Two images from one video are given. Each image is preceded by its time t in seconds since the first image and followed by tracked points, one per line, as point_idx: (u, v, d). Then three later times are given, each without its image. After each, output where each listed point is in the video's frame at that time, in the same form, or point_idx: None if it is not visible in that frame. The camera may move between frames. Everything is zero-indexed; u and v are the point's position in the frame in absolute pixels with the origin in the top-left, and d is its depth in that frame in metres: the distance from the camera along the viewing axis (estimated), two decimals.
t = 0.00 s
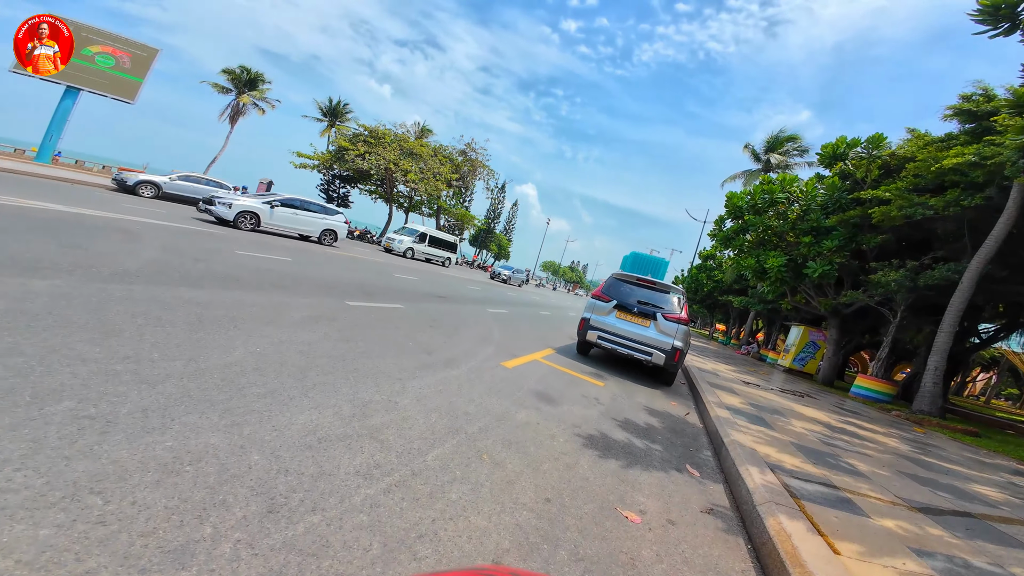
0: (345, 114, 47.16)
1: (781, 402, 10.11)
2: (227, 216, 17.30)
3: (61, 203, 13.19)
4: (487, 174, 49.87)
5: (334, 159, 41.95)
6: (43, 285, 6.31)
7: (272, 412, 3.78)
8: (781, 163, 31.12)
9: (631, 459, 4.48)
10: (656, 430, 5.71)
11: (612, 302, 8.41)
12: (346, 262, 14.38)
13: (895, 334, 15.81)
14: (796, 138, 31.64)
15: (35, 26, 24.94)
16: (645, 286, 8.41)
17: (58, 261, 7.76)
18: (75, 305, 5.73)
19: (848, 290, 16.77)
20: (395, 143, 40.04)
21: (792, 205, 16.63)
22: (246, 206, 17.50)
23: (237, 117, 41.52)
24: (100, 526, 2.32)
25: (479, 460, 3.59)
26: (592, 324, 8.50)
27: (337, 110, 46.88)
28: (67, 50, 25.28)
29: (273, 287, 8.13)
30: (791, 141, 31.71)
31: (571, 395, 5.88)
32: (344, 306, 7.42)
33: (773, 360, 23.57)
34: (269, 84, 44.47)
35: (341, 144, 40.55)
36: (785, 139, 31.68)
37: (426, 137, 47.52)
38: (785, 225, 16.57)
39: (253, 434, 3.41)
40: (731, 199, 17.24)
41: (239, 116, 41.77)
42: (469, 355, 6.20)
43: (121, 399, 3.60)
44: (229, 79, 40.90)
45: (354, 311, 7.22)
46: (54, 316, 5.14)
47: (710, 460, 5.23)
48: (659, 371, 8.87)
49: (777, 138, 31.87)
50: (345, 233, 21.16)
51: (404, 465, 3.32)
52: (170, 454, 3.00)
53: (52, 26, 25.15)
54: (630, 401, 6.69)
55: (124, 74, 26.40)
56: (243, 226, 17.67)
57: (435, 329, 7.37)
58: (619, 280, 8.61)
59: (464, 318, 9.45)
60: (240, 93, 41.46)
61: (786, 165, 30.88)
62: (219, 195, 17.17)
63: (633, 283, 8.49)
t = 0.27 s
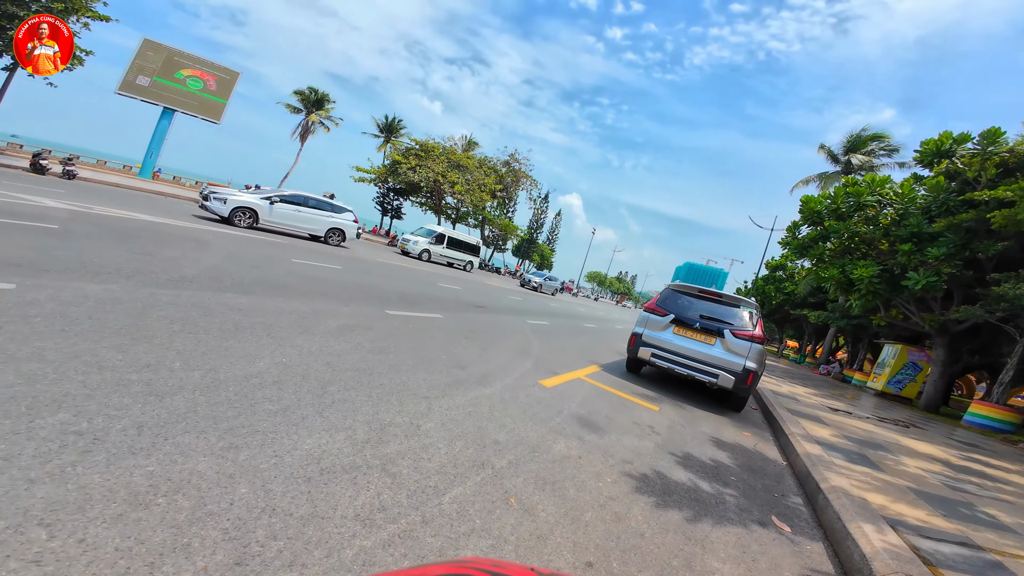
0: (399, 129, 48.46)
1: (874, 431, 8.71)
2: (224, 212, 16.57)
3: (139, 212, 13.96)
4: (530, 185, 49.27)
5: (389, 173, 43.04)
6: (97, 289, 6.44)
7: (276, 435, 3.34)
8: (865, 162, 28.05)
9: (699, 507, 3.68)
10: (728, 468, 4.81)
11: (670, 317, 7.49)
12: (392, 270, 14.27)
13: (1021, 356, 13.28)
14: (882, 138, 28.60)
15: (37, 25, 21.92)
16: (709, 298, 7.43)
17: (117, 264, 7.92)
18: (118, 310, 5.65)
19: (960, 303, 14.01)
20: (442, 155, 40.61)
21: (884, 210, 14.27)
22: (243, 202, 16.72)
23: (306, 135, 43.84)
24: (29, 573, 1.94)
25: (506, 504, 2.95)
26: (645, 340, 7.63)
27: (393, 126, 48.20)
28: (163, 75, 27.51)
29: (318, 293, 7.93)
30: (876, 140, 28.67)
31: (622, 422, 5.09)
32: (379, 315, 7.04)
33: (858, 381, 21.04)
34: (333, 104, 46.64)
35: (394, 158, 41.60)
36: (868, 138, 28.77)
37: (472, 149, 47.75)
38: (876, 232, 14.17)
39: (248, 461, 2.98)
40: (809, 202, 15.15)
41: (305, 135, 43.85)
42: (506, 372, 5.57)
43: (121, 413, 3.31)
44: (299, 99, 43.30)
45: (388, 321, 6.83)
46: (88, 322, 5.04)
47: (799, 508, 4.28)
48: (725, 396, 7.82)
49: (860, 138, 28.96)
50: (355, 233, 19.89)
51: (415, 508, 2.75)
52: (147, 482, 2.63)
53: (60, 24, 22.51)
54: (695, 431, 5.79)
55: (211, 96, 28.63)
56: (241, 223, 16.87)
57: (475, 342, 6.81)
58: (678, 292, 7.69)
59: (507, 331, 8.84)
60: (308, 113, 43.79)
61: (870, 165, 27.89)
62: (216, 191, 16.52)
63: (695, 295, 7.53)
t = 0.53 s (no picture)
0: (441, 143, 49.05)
1: (982, 461, 7.39)
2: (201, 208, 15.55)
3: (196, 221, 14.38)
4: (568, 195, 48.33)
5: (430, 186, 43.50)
6: (133, 297, 6.25)
7: (268, 462, 2.89)
8: (954, 161, 25.20)
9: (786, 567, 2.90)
10: (814, 513, 3.95)
11: (733, 332, 6.58)
12: (428, 280, 14.02)
13: None
14: (973, 134, 25.77)
15: (37, 26, 21.63)
16: (780, 311, 6.47)
17: (165, 267, 7.86)
18: (146, 318, 5.41)
19: None
20: (480, 167, 40.68)
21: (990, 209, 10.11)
22: (222, 197, 15.60)
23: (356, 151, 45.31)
24: None
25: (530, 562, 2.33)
26: (701, 358, 6.75)
27: (434, 141, 48.83)
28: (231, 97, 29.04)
29: (351, 302, 7.62)
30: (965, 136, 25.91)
31: (676, 453, 4.34)
32: (406, 327, 6.61)
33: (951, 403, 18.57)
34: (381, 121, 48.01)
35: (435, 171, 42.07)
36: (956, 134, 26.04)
37: (508, 160, 47.48)
38: (980, 237, 9.98)
39: (224, 497, 2.54)
40: (888, 200, 11.13)
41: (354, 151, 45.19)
42: (541, 392, 4.95)
43: (104, 433, 2.98)
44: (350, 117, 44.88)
45: (415, 333, 6.38)
46: (110, 329, 4.85)
47: (915, 568, 3.38)
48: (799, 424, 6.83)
49: (945, 135, 26.38)
50: (348, 232, 18.05)
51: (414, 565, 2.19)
52: (100, 516, 2.28)
53: (61, 26, 21.93)
54: (768, 465, 4.91)
55: (274, 116, 30.21)
56: (219, 220, 15.75)
57: (507, 357, 6.22)
58: (741, 305, 6.78)
59: (546, 345, 8.20)
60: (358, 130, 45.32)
61: (960, 164, 25.11)
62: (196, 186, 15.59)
63: (762, 307, 6.60)
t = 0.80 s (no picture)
0: (472, 155, 49.34)
1: None
2: (164, 204, 14.70)
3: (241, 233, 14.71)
4: (600, 203, 47.40)
5: (462, 198, 43.71)
6: (166, 307, 5.88)
7: (262, 494, 2.57)
8: None
9: None
10: (910, 560, 3.29)
11: (798, 348, 5.88)
12: (459, 291, 13.80)
13: None
14: None
15: (36, 24, 20.15)
16: (853, 322, 5.74)
17: (208, 273, 7.73)
18: (172, 330, 5.15)
19: None
20: (510, 177, 40.63)
21: None
22: (184, 191, 14.71)
23: (394, 166, 46.11)
24: None
25: None
26: (759, 377, 6.08)
27: (466, 153, 49.18)
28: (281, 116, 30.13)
29: (381, 314, 7.40)
30: None
31: (731, 489, 3.77)
32: (431, 341, 6.30)
33: None
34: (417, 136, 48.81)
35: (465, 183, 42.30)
36: None
37: (538, 170, 47.18)
38: None
39: (205, 535, 2.23)
40: (968, 203, 9.99)
41: (392, 166, 46.06)
42: (574, 414, 4.49)
43: (95, 455, 2.73)
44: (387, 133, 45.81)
45: (441, 347, 6.05)
46: (136, 339, 4.76)
47: None
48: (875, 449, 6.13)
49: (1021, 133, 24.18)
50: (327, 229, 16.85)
51: None
52: (63, 551, 2.02)
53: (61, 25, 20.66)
54: (845, 500, 4.24)
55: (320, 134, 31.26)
56: (183, 216, 14.85)
57: (538, 374, 5.80)
58: (807, 315, 6.06)
59: (581, 361, 7.70)
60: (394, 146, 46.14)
61: None
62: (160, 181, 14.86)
63: (831, 319, 5.88)
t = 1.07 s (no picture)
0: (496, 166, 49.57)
1: None
2: (115, 199, 14.30)
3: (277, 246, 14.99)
4: (626, 211, 46.78)
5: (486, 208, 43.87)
6: (193, 318, 5.48)
7: (265, 516, 2.31)
8: None
9: None
10: None
11: (856, 361, 5.39)
12: (484, 302, 13.67)
13: None
14: None
15: (36, 24, 19.35)
16: (919, 335, 5.25)
17: (239, 283, 7.77)
18: (200, 340, 4.80)
19: None
20: (533, 187, 40.52)
21: None
22: (134, 186, 14.31)
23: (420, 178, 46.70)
24: None
25: None
26: (812, 393, 5.59)
27: (489, 164, 49.42)
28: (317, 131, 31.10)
29: (400, 324, 7.26)
30: None
31: (783, 518, 3.39)
32: (453, 352, 6.10)
33: None
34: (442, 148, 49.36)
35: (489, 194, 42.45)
36: None
37: (562, 180, 46.91)
38: None
39: (198, 561, 1.96)
40: None
41: (420, 178, 46.72)
42: (602, 432, 4.18)
43: (100, 469, 2.49)
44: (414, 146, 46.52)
45: (463, 359, 5.86)
46: (163, 345, 4.51)
47: None
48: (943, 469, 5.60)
49: None
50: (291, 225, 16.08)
51: None
52: None
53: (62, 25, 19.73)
54: (921, 531, 3.75)
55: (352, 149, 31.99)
56: (133, 211, 14.40)
57: (561, 387, 5.51)
58: (865, 327, 5.59)
59: (610, 374, 7.35)
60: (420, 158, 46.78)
61: None
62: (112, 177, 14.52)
63: (893, 331, 5.40)
